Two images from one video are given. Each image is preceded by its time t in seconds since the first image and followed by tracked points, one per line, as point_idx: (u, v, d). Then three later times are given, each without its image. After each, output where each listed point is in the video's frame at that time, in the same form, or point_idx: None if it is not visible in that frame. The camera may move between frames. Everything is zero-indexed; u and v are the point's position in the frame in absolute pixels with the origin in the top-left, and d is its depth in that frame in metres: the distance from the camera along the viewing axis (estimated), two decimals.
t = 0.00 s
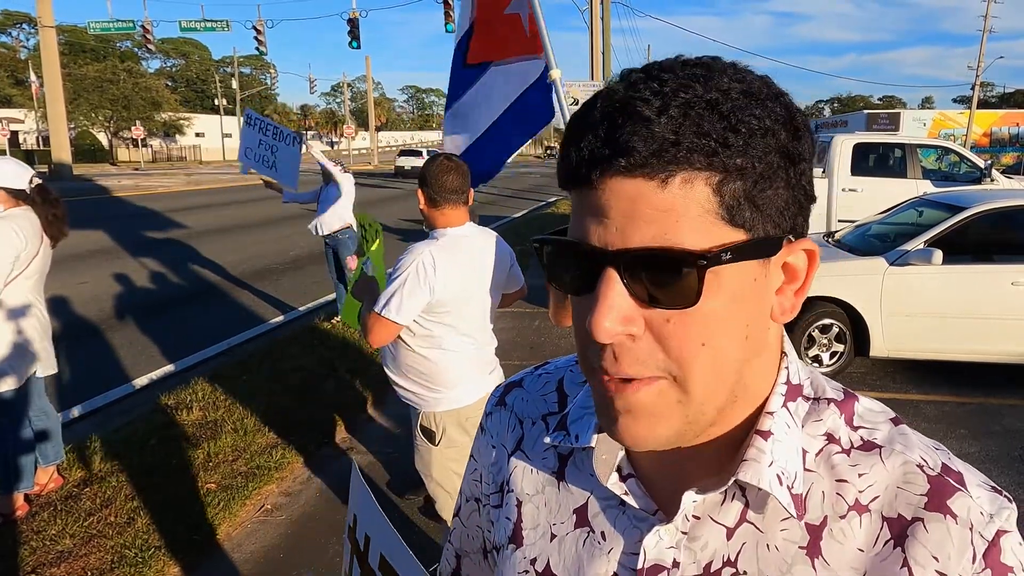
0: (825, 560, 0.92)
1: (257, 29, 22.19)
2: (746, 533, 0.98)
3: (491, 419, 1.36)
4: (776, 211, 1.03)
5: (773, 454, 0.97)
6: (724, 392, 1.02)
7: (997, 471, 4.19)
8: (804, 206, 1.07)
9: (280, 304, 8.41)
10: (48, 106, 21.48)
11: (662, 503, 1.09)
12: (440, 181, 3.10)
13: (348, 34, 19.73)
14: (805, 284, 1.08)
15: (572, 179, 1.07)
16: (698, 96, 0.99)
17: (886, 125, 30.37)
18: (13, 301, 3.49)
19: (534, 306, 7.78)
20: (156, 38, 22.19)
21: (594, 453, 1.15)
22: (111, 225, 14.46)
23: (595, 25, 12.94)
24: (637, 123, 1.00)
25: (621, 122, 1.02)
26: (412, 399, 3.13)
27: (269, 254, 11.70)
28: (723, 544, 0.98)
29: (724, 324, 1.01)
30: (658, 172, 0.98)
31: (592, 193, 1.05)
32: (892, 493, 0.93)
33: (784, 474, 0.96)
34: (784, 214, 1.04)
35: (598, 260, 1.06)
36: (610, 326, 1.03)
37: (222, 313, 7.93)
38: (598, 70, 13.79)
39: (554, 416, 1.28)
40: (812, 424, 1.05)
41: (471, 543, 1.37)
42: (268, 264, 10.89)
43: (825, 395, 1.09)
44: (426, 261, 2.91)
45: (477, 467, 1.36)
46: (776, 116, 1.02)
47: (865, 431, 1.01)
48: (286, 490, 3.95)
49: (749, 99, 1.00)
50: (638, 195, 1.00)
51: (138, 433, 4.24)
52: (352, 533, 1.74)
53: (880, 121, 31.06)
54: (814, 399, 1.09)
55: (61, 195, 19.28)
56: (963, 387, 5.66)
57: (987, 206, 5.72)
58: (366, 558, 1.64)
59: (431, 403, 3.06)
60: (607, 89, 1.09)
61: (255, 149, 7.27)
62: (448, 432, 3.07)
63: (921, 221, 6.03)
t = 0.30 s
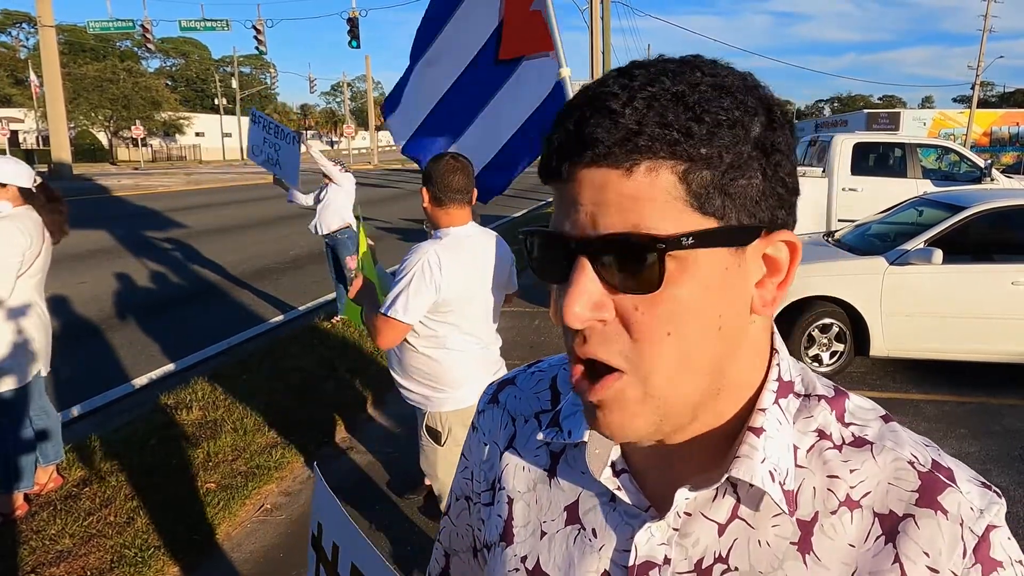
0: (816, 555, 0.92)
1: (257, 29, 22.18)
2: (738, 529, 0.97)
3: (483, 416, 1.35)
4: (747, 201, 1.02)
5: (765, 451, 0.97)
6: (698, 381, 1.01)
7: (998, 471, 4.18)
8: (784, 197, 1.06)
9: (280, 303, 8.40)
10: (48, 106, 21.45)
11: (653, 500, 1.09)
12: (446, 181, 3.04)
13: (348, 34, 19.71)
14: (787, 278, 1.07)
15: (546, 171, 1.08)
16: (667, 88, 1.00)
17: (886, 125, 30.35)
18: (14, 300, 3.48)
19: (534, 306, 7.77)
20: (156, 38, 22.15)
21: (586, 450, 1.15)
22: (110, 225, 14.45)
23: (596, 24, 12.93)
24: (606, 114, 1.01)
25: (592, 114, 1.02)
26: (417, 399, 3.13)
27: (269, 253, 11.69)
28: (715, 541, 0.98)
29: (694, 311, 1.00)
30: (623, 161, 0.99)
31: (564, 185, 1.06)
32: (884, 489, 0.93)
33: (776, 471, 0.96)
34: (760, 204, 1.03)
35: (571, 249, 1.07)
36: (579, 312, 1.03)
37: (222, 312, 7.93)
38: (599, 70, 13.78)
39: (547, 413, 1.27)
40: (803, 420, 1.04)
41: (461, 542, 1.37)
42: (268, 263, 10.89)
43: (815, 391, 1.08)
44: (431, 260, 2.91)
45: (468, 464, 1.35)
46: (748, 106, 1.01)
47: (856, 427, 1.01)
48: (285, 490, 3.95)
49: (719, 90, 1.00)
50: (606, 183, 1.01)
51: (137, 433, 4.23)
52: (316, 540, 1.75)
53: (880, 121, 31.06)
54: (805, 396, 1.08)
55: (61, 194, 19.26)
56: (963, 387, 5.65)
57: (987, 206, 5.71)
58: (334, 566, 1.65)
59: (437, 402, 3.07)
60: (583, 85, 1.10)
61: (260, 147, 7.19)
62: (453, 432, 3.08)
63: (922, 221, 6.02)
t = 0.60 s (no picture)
0: (801, 558, 0.93)
1: (257, 29, 22.18)
2: (724, 533, 0.97)
3: (464, 425, 1.35)
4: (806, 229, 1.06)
5: (753, 458, 0.96)
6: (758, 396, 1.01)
7: (997, 471, 4.18)
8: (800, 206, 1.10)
9: (279, 303, 8.39)
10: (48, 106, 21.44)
11: (641, 506, 1.08)
12: (455, 181, 3.08)
13: (348, 34, 19.71)
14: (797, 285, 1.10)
15: (652, 199, 0.93)
16: (768, 108, 0.94)
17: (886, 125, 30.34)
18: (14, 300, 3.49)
19: (534, 306, 7.76)
20: (156, 38, 22.15)
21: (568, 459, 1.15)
22: (110, 224, 14.44)
23: (596, 24, 12.94)
24: (728, 140, 0.92)
25: (709, 135, 0.92)
26: (420, 398, 3.12)
27: (269, 253, 11.69)
28: (701, 545, 0.98)
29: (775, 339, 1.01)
30: (754, 195, 0.93)
31: (676, 215, 0.94)
32: (865, 489, 0.93)
33: (763, 477, 0.95)
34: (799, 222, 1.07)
35: (683, 289, 0.97)
36: (707, 361, 0.94)
37: (221, 312, 7.93)
38: (598, 70, 13.77)
39: (528, 421, 1.27)
40: (786, 422, 1.04)
41: (448, 551, 1.37)
42: (268, 263, 10.89)
43: (798, 392, 1.08)
44: (442, 262, 2.91)
45: (452, 474, 1.34)
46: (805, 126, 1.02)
47: (838, 427, 1.01)
48: (285, 489, 3.95)
49: (794, 112, 0.99)
50: (729, 218, 0.94)
51: (137, 433, 4.23)
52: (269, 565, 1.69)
53: (880, 121, 31.04)
54: (787, 397, 1.08)
55: (61, 194, 19.26)
56: (963, 387, 5.65)
57: (984, 207, 5.70)
58: None
59: (439, 401, 3.08)
60: (656, 87, 0.96)
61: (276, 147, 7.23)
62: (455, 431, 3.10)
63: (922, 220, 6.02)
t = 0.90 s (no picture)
0: (807, 564, 0.93)
1: (257, 28, 22.19)
2: (729, 538, 0.97)
3: (464, 419, 1.35)
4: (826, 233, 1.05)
5: (761, 462, 0.97)
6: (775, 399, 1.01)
7: (997, 471, 4.18)
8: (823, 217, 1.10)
9: (280, 303, 8.40)
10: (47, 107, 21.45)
11: (644, 508, 1.09)
12: (459, 181, 3.07)
13: (348, 33, 19.71)
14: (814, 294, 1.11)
15: (665, 180, 0.93)
16: (795, 105, 0.95)
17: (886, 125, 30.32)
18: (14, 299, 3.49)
19: (535, 305, 7.76)
20: (156, 38, 22.16)
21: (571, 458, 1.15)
22: (111, 224, 14.45)
23: (596, 23, 12.94)
24: (750, 128, 0.92)
25: (731, 122, 0.92)
26: (420, 400, 3.12)
27: (269, 253, 11.69)
28: (705, 549, 0.98)
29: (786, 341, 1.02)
30: (769, 186, 0.93)
31: (690, 199, 0.93)
32: (874, 497, 0.93)
33: (771, 482, 0.95)
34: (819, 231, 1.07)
35: (688, 275, 0.97)
36: (706, 349, 0.95)
37: (222, 312, 7.93)
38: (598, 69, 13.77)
39: (530, 418, 1.27)
40: (794, 426, 1.05)
41: (442, 545, 1.37)
42: (269, 263, 10.89)
43: (808, 396, 1.08)
44: (459, 262, 2.91)
45: (449, 467, 1.34)
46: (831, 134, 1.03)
47: (847, 433, 1.01)
48: (285, 489, 3.95)
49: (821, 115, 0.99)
50: (743, 208, 0.94)
51: (137, 433, 4.23)
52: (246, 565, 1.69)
53: (880, 121, 31.04)
54: (797, 401, 1.08)
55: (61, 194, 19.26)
56: (963, 387, 5.65)
57: (985, 206, 5.70)
58: None
59: (439, 401, 3.09)
60: (686, 77, 0.97)
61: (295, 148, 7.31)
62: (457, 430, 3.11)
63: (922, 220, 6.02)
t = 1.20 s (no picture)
0: (797, 555, 0.94)
1: (257, 28, 22.16)
2: (719, 531, 0.98)
3: (455, 423, 1.34)
4: (787, 214, 1.08)
5: (747, 451, 0.98)
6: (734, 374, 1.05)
7: (997, 471, 4.17)
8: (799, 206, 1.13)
9: (280, 303, 8.40)
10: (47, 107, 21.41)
11: (634, 504, 1.10)
12: (458, 183, 3.07)
13: (348, 33, 19.70)
14: (788, 282, 1.15)
15: (613, 160, 1.01)
16: (742, 91, 1.01)
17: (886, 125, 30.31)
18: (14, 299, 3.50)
19: (535, 305, 7.76)
20: (156, 37, 22.12)
21: (562, 455, 1.15)
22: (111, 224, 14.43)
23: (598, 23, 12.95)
24: (691, 111, 0.99)
25: (673, 107, 1.00)
26: (420, 399, 3.12)
27: (269, 253, 11.68)
28: (696, 543, 0.99)
29: (745, 318, 1.06)
30: (711, 163, 0.98)
31: (635, 177, 1.00)
32: (861, 487, 0.95)
33: (757, 472, 0.97)
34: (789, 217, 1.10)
35: (637, 249, 1.03)
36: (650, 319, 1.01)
37: (222, 312, 7.93)
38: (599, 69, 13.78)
39: (522, 419, 1.27)
40: (781, 420, 1.06)
41: (435, 551, 1.37)
42: (269, 263, 10.89)
43: (794, 392, 1.10)
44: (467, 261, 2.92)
45: (440, 472, 1.34)
46: (796, 122, 1.07)
47: (833, 427, 1.03)
48: (285, 489, 3.95)
49: (779, 101, 1.04)
50: (686, 184, 0.99)
51: (137, 433, 4.23)
52: None
53: (880, 121, 31.03)
54: (783, 396, 1.09)
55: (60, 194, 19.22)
56: (962, 387, 5.65)
57: (986, 206, 5.71)
58: None
59: (441, 400, 3.09)
60: (641, 71, 1.06)
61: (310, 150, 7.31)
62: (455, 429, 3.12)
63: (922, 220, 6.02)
